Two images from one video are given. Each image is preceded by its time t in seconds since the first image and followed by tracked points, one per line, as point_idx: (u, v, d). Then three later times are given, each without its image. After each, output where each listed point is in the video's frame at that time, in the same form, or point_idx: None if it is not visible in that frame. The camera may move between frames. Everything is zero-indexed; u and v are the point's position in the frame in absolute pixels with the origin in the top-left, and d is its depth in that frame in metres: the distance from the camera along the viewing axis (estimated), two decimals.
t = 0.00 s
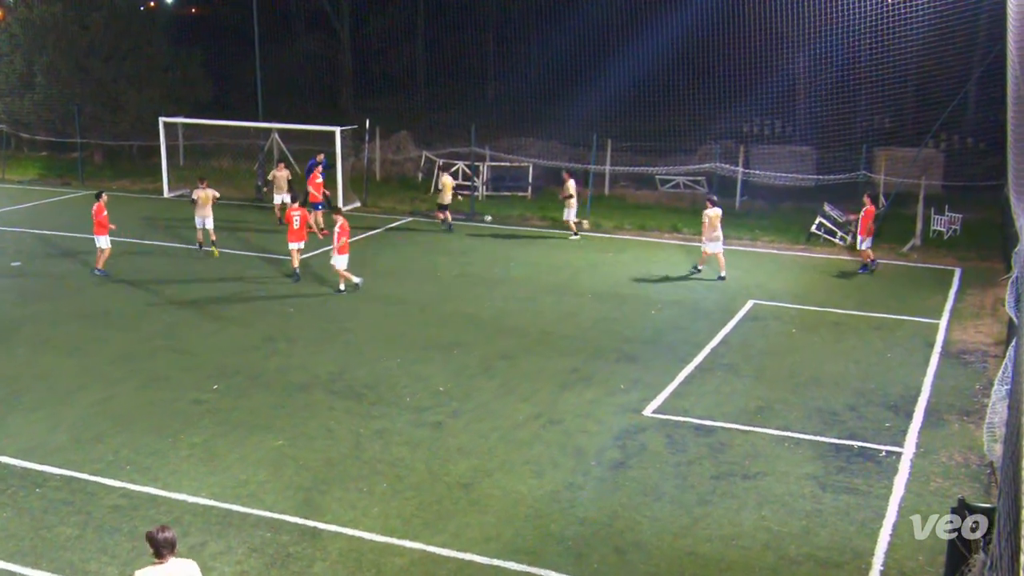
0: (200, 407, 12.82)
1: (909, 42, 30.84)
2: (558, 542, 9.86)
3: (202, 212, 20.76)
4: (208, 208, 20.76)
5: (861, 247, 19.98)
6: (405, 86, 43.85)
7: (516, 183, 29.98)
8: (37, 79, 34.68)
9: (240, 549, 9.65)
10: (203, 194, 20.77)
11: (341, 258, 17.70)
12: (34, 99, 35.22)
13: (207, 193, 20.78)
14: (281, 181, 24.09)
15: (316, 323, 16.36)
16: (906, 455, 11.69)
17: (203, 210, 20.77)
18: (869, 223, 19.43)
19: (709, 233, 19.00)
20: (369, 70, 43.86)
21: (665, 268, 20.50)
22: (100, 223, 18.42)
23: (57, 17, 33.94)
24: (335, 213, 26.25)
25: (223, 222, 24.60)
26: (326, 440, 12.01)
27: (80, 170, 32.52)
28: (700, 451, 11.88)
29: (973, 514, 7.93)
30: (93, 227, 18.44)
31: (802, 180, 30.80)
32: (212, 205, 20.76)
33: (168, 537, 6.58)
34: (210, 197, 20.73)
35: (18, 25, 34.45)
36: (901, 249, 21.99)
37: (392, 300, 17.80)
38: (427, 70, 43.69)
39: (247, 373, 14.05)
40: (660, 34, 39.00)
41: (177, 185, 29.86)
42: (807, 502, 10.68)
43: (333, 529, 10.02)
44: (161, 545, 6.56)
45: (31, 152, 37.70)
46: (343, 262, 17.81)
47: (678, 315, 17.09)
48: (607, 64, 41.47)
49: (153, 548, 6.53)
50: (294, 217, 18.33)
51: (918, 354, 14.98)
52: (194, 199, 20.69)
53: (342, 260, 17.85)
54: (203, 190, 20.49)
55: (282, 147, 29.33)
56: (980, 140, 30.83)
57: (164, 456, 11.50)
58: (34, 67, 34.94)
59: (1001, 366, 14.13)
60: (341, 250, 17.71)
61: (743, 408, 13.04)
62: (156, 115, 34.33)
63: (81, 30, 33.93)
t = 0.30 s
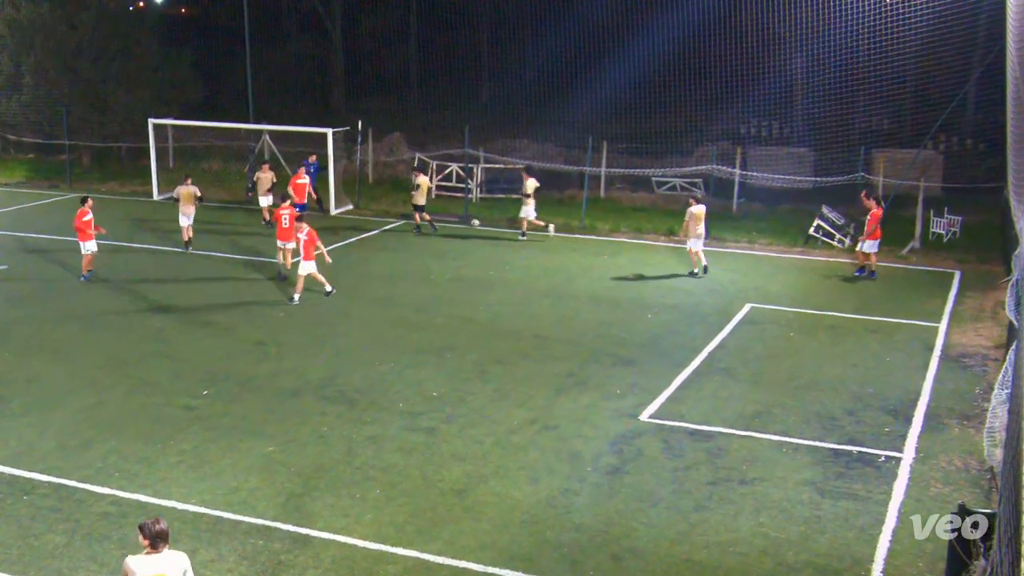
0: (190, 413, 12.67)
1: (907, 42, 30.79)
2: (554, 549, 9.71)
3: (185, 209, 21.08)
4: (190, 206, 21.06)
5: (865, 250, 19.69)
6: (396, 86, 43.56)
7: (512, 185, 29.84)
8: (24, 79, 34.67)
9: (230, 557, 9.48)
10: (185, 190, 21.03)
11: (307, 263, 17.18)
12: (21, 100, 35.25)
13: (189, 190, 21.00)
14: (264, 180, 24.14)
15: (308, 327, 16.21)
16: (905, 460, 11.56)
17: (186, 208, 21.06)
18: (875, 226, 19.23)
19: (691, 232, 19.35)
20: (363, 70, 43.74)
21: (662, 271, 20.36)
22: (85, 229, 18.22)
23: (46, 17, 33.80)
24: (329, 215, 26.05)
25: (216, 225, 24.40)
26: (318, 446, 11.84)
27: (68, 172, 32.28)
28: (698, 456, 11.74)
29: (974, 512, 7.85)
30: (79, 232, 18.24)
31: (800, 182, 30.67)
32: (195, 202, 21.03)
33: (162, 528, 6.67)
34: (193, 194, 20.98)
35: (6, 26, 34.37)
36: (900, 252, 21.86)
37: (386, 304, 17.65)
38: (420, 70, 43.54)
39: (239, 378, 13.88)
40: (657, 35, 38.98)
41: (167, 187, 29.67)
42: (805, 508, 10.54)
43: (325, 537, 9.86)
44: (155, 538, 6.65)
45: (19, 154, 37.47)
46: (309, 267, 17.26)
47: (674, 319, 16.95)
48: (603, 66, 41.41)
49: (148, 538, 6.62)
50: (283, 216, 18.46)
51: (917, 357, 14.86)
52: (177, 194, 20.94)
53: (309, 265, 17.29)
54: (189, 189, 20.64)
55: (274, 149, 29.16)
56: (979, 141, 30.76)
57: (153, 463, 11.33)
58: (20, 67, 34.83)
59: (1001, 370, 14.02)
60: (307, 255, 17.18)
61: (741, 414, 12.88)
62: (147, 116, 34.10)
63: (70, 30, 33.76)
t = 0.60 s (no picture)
0: (185, 417, 12.58)
1: (906, 42, 30.75)
2: (552, 553, 9.63)
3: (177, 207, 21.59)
4: (181, 204, 21.53)
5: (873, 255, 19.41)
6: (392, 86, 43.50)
7: (510, 187, 29.76)
8: (17, 79, 34.51)
9: (225, 561, 9.39)
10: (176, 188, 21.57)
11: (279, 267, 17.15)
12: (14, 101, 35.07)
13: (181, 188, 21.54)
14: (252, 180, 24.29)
15: (304, 329, 16.12)
16: (905, 463, 11.48)
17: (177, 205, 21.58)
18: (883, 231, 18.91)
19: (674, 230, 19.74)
20: (358, 70, 43.64)
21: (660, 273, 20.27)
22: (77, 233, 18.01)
23: (39, 18, 33.65)
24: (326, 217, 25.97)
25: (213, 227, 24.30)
26: (313, 450, 11.75)
27: (61, 174, 32.14)
28: (696, 459, 11.65)
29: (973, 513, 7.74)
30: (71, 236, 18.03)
31: (798, 183, 30.57)
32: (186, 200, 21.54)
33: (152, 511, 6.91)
34: (183, 193, 21.60)
35: None
36: (900, 253, 21.78)
37: (383, 306, 17.57)
38: (415, 71, 43.38)
39: (234, 381, 13.79)
40: (654, 35, 38.96)
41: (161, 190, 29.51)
42: (804, 512, 10.45)
43: (321, 541, 9.77)
44: (144, 519, 6.89)
45: (11, 156, 37.22)
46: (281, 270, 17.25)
47: (671, 321, 16.87)
48: (600, 66, 41.37)
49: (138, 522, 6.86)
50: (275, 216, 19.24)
51: (917, 360, 14.79)
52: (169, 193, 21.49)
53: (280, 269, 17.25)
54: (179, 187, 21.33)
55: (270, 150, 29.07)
56: (979, 142, 30.72)
57: (147, 467, 11.23)
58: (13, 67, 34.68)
59: (1001, 372, 13.96)
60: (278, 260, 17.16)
61: (740, 417, 12.80)
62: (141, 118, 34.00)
63: (63, 31, 33.63)
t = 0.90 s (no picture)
0: (183, 418, 12.54)
1: (906, 42, 30.75)
2: (552, 554, 9.59)
3: (169, 208, 21.85)
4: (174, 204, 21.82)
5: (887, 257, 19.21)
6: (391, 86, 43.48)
7: (508, 187, 29.73)
8: (15, 79, 34.45)
9: (222, 564, 9.35)
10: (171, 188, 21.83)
11: (245, 272, 16.62)
12: (11, 101, 35.00)
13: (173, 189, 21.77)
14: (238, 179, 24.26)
15: (303, 330, 16.09)
16: (905, 464, 11.45)
17: (170, 206, 21.83)
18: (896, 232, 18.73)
19: (659, 227, 20.08)
20: (356, 71, 43.61)
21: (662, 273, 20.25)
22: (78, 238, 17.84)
23: (37, 18, 33.58)
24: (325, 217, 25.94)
25: (212, 228, 24.27)
26: (312, 451, 11.71)
27: (59, 175, 32.07)
28: (695, 461, 11.62)
29: (973, 513, 7.73)
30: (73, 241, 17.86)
31: (798, 183, 30.55)
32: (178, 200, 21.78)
33: (142, 494, 7.26)
34: (177, 193, 21.74)
35: None
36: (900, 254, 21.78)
37: (382, 306, 17.53)
38: (414, 70, 43.37)
39: (232, 382, 13.75)
40: (654, 35, 38.97)
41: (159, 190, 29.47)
42: (805, 513, 10.41)
43: (319, 542, 9.74)
44: (137, 499, 7.25)
45: (8, 156, 37.17)
46: (249, 276, 16.76)
47: (670, 321, 16.85)
48: (600, 66, 41.38)
49: (129, 504, 7.25)
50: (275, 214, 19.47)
51: (917, 360, 14.77)
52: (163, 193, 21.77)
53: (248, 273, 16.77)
54: (168, 186, 21.52)
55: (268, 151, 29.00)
56: (979, 142, 30.74)
57: (145, 469, 11.18)
58: (11, 68, 34.63)
59: (1000, 372, 13.94)
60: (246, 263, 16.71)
61: (739, 418, 12.77)
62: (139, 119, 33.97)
63: (60, 31, 33.57)
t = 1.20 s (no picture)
0: (183, 418, 12.54)
1: (906, 42, 30.76)
2: (552, 554, 9.59)
3: (167, 204, 21.99)
4: (173, 199, 21.96)
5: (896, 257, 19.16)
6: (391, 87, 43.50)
7: (508, 187, 29.75)
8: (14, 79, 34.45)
9: (222, 564, 9.35)
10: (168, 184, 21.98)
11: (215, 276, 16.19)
12: (11, 101, 34.99)
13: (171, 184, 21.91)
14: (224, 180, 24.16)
15: (303, 330, 16.09)
16: (905, 464, 11.45)
17: (167, 201, 21.95)
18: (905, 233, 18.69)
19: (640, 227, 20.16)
20: (356, 70, 43.63)
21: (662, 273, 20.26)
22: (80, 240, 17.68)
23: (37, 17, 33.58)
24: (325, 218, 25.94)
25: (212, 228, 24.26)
26: (311, 452, 11.70)
27: (59, 175, 32.05)
28: (695, 460, 11.62)
29: (974, 514, 7.75)
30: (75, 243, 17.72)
31: (798, 184, 30.55)
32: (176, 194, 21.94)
33: (153, 476, 7.35)
34: (174, 188, 21.90)
35: None
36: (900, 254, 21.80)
37: (382, 306, 17.53)
38: (415, 71, 43.40)
39: (232, 382, 13.75)
40: (654, 35, 38.99)
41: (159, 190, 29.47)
42: (805, 513, 10.41)
43: (319, 543, 9.74)
44: (147, 480, 7.36)
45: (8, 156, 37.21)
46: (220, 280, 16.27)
47: (670, 321, 16.85)
48: (600, 66, 41.40)
49: (139, 485, 7.34)
50: (285, 210, 19.57)
51: (917, 360, 14.78)
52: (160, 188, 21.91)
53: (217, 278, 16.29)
54: (167, 181, 21.74)
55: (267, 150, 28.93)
56: (979, 142, 30.78)
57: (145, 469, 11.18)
58: (11, 68, 34.65)
59: (1000, 372, 13.96)
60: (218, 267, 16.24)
61: (739, 418, 12.77)
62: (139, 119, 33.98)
63: (60, 31, 33.57)
